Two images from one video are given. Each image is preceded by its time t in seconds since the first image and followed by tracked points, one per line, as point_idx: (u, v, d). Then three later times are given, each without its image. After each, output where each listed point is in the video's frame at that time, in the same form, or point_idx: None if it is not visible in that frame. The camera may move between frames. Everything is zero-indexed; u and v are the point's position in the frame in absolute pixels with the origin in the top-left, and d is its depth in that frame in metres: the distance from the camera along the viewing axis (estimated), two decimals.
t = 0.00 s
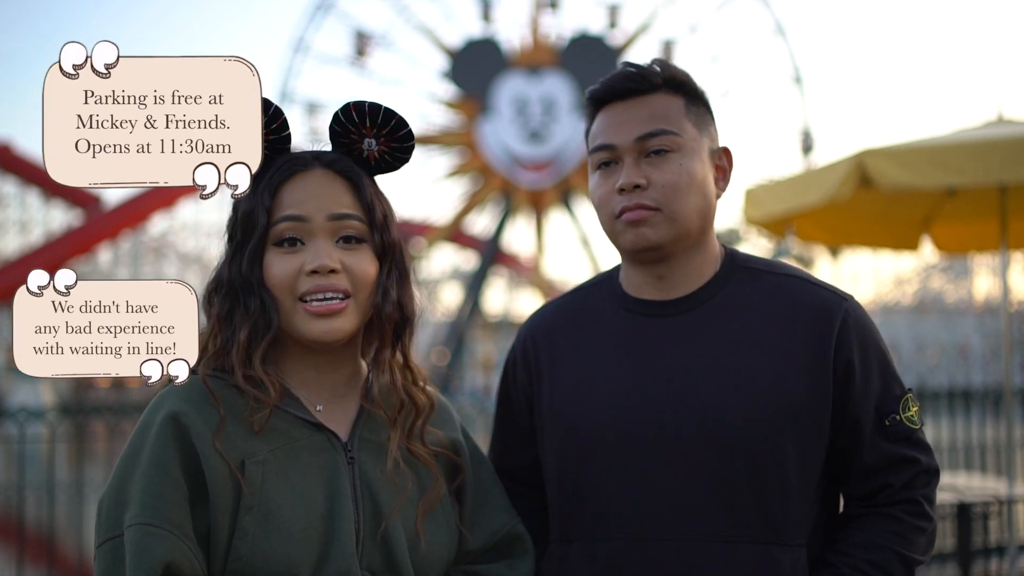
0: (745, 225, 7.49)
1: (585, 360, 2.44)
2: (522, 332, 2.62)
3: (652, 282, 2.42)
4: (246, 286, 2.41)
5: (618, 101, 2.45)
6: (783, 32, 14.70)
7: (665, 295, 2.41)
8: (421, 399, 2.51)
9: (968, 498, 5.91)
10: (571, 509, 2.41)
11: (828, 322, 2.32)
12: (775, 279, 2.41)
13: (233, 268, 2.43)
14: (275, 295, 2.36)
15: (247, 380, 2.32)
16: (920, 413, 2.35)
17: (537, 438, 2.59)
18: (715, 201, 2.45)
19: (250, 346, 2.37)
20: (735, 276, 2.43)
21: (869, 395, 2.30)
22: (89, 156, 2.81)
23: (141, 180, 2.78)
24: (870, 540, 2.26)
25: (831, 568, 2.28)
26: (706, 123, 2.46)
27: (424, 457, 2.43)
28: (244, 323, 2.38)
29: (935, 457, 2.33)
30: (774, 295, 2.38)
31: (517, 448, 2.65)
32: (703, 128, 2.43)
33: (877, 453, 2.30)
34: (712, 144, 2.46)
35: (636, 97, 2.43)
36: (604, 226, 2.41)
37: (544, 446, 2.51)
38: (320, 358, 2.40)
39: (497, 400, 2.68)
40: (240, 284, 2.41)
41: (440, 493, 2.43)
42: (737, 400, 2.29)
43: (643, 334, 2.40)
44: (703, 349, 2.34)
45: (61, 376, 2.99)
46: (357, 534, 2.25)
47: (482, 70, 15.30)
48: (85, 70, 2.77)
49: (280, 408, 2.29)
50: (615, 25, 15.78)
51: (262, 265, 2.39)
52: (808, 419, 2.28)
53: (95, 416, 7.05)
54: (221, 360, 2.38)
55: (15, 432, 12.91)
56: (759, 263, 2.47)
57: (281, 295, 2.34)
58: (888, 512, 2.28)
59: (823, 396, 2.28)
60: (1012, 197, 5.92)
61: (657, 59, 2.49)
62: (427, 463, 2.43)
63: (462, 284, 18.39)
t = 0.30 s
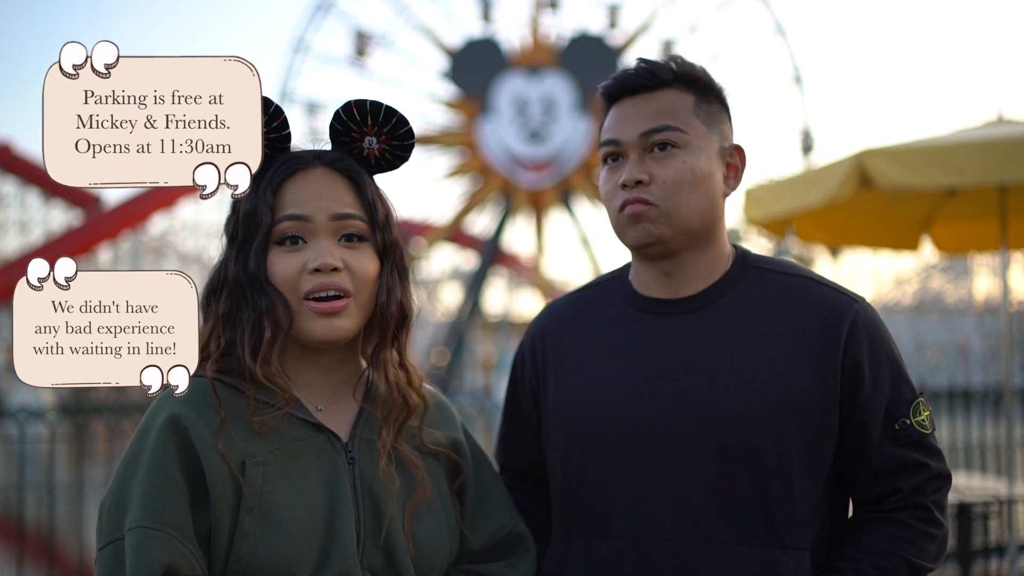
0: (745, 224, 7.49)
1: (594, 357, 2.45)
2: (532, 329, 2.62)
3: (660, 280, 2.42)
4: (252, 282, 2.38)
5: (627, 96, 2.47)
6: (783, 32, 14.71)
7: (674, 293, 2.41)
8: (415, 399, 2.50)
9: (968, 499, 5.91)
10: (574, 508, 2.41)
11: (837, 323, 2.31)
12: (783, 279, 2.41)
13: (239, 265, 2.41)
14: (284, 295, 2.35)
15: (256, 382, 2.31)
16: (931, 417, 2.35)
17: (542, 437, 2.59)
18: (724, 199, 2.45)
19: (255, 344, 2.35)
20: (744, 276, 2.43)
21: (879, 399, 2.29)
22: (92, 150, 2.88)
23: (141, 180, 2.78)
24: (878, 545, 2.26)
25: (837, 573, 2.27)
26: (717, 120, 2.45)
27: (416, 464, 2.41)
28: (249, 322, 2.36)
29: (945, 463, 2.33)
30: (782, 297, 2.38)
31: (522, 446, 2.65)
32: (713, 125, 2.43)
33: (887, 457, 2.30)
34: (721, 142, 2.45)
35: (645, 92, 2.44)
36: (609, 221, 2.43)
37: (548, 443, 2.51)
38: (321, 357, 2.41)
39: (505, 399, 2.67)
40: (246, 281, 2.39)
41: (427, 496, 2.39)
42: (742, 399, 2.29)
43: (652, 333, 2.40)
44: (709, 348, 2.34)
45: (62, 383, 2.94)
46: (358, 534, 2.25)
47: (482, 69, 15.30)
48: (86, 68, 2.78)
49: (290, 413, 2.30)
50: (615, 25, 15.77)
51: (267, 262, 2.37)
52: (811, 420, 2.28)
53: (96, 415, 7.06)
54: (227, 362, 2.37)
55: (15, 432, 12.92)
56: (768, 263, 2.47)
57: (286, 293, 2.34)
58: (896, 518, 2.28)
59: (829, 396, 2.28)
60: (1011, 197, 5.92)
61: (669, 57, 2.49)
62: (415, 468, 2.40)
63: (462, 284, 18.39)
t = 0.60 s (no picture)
0: (745, 225, 7.49)
1: (596, 358, 2.45)
2: (534, 330, 2.62)
3: (662, 281, 2.42)
4: (240, 278, 2.39)
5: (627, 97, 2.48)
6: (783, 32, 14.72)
7: (677, 294, 2.41)
8: (405, 395, 2.47)
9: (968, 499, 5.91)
10: (574, 508, 2.42)
11: (841, 323, 2.31)
12: (787, 280, 2.41)
13: (226, 260, 2.42)
14: (269, 289, 2.35)
15: (243, 379, 2.31)
16: (936, 419, 2.35)
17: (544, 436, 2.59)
18: (718, 207, 2.42)
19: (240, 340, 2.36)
20: (748, 276, 2.43)
21: (881, 400, 2.30)
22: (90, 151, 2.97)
23: (141, 180, 2.80)
24: (880, 548, 2.26)
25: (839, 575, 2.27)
26: (716, 122, 2.43)
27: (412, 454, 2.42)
28: (234, 317, 2.37)
29: (949, 465, 2.33)
30: (785, 297, 2.38)
31: (524, 444, 2.65)
32: (708, 129, 2.41)
33: (890, 459, 2.30)
34: (718, 144, 2.42)
35: (644, 94, 2.45)
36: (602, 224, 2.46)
37: (550, 442, 2.51)
38: (308, 352, 2.41)
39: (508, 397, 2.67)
40: (233, 275, 2.39)
41: (428, 485, 2.41)
42: (743, 398, 2.29)
43: (652, 332, 2.40)
44: (712, 346, 2.34)
45: (60, 381, 2.93)
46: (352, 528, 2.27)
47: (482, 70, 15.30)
48: (86, 67, 2.77)
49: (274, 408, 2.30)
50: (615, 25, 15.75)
51: (254, 257, 2.37)
52: (812, 419, 2.28)
53: (95, 416, 7.06)
54: (213, 363, 2.38)
55: (15, 432, 12.94)
56: (772, 264, 2.47)
57: (273, 288, 2.34)
58: (899, 520, 2.28)
59: (831, 394, 2.28)
60: (1011, 197, 5.91)
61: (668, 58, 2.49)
62: (412, 457, 2.41)
63: (462, 284, 18.39)
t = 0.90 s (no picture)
0: (745, 225, 7.49)
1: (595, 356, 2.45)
2: (534, 330, 2.62)
3: (660, 281, 2.42)
4: (260, 280, 2.37)
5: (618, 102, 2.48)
6: (783, 32, 14.71)
7: (676, 293, 2.41)
8: (406, 393, 2.50)
9: (968, 499, 5.90)
10: (575, 508, 2.42)
11: (841, 323, 2.31)
12: (787, 279, 2.41)
13: (246, 263, 2.39)
14: (293, 290, 2.33)
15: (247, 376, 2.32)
16: (935, 419, 2.35)
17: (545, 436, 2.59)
18: (711, 203, 2.41)
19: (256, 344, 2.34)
20: (748, 277, 2.43)
21: (882, 400, 2.30)
22: (88, 156, 3.20)
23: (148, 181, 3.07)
24: (881, 548, 2.26)
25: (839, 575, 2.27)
26: (709, 121, 2.43)
27: (409, 457, 2.42)
28: (250, 318, 2.35)
29: (949, 464, 2.33)
30: (785, 296, 2.38)
31: (524, 443, 2.65)
32: (698, 130, 2.41)
33: (890, 459, 2.30)
34: (712, 145, 2.42)
35: (635, 98, 2.46)
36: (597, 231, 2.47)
37: (550, 440, 2.52)
38: (323, 352, 2.41)
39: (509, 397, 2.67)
40: (253, 278, 2.37)
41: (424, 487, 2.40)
42: (743, 397, 2.29)
43: (654, 332, 2.40)
44: (711, 345, 2.35)
45: (59, 379, 2.94)
46: (352, 526, 2.27)
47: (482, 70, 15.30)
48: (85, 68, 2.78)
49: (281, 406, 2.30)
50: (615, 25, 15.72)
51: (277, 259, 2.36)
52: (812, 419, 2.28)
53: (96, 415, 7.06)
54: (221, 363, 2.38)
55: (15, 432, 12.94)
56: (772, 264, 2.47)
57: (299, 289, 2.32)
58: (899, 520, 2.28)
59: (832, 394, 2.28)
60: (1012, 196, 5.91)
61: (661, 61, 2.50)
62: (407, 460, 2.40)
63: (462, 284, 18.38)
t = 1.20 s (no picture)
0: (746, 225, 7.48)
1: (594, 357, 2.45)
2: (534, 330, 2.63)
3: (660, 280, 2.42)
4: (270, 284, 2.37)
5: (620, 102, 2.47)
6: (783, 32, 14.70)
7: (674, 295, 2.42)
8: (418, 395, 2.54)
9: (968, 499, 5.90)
10: (576, 509, 2.42)
11: (841, 323, 2.31)
12: (786, 279, 2.42)
13: (258, 268, 2.40)
14: (302, 294, 2.33)
15: (250, 378, 2.34)
16: (935, 419, 2.35)
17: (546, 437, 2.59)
18: (708, 202, 2.41)
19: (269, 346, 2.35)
20: (748, 276, 2.43)
21: (881, 401, 2.30)
22: (88, 156, 3.21)
23: (148, 180, 3.07)
24: (880, 548, 2.26)
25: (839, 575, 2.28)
26: (705, 122, 2.43)
27: (414, 457, 2.43)
28: (264, 322, 2.35)
29: (948, 464, 2.33)
30: (785, 296, 2.38)
31: (524, 445, 2.65)
32: (695, 131, 2.40)
33: (889, 459, 2.30)
34: (710, 145, 2.42)
35: (635, 99, 2.45)
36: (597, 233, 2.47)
37: (550, 440, 2.52)
38: (329, 354, 2.41)
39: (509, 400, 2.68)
40: (264, 283, 2.38)
41: (428, 487, 2.42)
42: (743, 399, 2.29)
43: (653, 333, 2.40)
44: (710, 347, 2.35)
45: (59, 379, 2.94)
46: (349, 528, 2.26)
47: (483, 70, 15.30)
48: (85, 68, 2.78)
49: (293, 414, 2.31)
50: (615, 25, 15.72)
51: (287, 263, 2.35)
52: (813, 420, 2.28)
53: (96, 415, 7.06)
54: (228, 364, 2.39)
55: (15, 432, 12.93)
56: (771, 264, 2.47)
57: (307, 293, 2.32)
58: (899, 520, 2.28)
59: (833, 395, 2.28)
60: (1012, 196, 5.91)
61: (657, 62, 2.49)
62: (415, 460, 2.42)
63: (462, 284, 18.39)
